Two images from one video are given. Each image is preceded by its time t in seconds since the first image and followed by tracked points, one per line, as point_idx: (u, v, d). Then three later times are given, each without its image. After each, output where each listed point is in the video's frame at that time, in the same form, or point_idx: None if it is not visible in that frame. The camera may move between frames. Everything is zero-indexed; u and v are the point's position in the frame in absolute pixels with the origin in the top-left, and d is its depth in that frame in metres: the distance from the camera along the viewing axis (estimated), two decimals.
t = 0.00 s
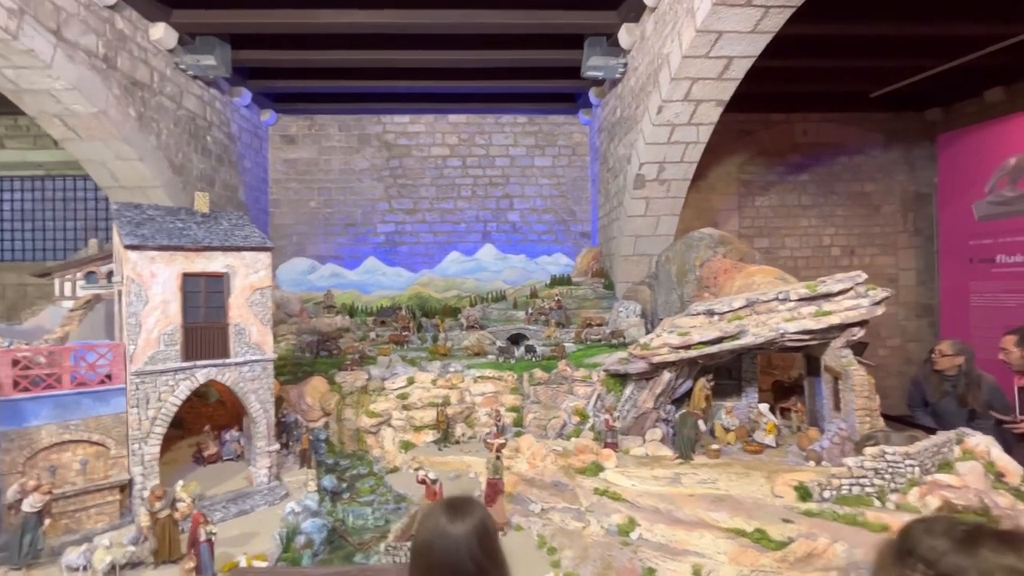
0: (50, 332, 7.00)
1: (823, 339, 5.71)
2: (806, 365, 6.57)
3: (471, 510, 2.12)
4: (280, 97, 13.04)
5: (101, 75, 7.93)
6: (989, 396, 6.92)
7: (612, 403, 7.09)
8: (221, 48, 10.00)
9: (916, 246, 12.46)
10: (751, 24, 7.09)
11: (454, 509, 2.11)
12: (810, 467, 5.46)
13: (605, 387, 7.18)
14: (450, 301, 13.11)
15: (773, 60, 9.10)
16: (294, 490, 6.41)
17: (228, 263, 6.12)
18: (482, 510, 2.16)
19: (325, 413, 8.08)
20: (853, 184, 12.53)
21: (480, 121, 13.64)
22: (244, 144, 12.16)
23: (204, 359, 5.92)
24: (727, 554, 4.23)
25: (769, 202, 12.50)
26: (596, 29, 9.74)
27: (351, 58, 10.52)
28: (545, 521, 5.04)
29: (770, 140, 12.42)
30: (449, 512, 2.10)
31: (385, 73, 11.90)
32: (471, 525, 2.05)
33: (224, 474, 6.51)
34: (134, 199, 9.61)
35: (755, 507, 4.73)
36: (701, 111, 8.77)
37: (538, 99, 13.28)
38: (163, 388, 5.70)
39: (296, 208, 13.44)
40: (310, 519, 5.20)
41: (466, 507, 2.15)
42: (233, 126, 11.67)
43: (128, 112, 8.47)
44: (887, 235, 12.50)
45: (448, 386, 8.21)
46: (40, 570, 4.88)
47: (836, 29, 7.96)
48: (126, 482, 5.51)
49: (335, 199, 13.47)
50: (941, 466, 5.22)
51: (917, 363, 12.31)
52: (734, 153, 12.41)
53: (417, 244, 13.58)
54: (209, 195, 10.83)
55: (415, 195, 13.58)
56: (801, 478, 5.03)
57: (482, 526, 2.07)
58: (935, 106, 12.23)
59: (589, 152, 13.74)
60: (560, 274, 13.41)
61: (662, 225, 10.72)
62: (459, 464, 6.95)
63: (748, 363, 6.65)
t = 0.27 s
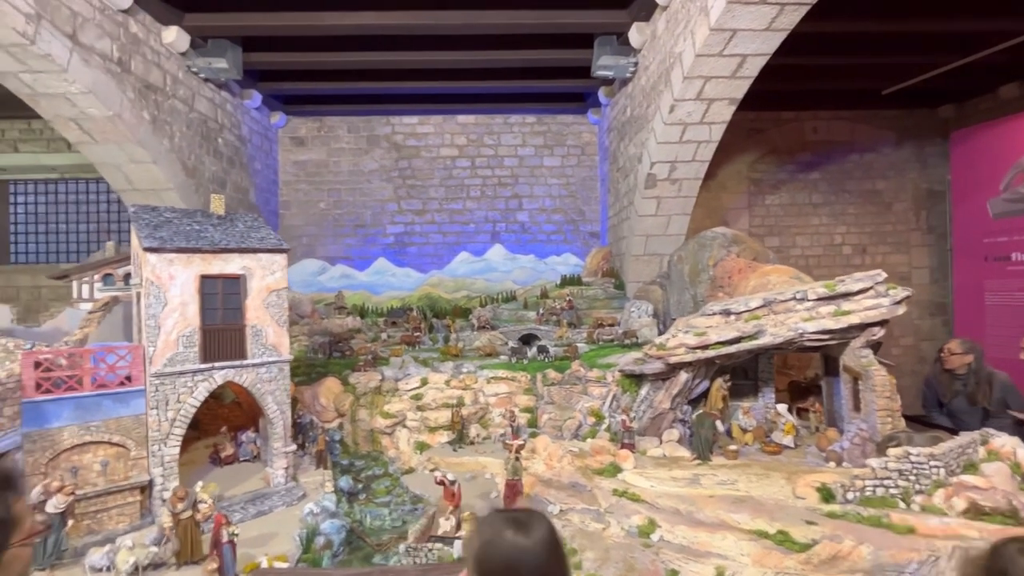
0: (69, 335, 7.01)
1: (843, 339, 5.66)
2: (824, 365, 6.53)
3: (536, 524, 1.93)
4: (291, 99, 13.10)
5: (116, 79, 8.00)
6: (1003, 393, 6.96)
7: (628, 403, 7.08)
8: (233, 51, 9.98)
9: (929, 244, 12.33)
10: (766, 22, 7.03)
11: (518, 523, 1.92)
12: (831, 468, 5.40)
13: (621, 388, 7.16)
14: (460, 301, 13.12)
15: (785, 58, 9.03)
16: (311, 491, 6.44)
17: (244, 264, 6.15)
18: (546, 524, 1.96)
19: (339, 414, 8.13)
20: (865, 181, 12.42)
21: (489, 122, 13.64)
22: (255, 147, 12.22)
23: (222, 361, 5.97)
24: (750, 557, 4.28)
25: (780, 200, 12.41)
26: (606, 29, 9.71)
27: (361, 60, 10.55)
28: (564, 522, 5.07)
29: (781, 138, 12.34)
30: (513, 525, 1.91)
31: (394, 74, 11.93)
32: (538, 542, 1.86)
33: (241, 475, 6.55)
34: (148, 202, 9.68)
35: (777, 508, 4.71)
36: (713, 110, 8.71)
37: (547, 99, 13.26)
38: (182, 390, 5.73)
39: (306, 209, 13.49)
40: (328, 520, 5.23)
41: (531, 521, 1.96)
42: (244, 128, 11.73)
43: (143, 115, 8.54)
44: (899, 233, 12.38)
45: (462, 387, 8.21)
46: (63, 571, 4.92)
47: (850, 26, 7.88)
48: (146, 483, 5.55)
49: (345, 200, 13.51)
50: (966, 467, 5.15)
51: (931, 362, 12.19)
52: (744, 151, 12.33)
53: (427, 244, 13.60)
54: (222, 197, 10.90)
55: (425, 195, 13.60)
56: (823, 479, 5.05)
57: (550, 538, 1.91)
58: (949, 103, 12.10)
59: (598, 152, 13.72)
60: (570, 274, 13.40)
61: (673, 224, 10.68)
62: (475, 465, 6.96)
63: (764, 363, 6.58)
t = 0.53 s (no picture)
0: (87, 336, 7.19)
1: (859, 337, 5.63)
2: (839, 364, 6.51)
3: (597, 532, 2.04)
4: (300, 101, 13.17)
5: (129, 82, 8.07)
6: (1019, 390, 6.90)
7: (642, 402, 7.07)
8: (244, 54, 10.05)
9: (942, 241, 12.21)
10: (778, 19, 6.98)
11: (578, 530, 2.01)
12: (850, 467, 5.37)
13: (635, 387, 7.16)
14: (469, 301, 13.14)
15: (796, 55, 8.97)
16: (327, 491, 6.47)
17: (260, 266, 6.19)
18: (604, 531, 2.07)
19: (352, 414, 8.21)
20: (876, 178, 12.31)
21: (497, 122, 13.65)
22: (264, 149, 12.30)
23: (238, 362, 6.02)
24: (770, 556, 4.30)
25: (790, 198, 12.33)
26: (615, 27, 9.68)
27: (371, 61, 10.58)
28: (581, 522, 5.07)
29: (791, 135, 12.27)
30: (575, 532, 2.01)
31: (403, 75, 11.96)
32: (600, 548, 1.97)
33: (258, 475, 6.61)
34: (161, 205, 9.77)
35: (796, 508, 4.69)
36: (724, 107, 8.68)
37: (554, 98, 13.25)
38: (200, 390, 5.79)
39: (316, 211, 13.55)
40: (345, 519, 5.24)
41: (590, 528, 2.07)
42: (254, 130, 11.80)
43: (155, 118, 8.62)
44: (911, 230, 12.27)
45: (475, 387, 8.21)
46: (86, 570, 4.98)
47: (863, 22, 7.82)
48: (165, 482, 5.61)
49: (354, 201, 13.56)
50: (988, 465, 5.11)
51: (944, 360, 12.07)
52: (753, 149, 12.27)
53: (435, 244, 13.62)
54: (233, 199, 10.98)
55: (433, 196, 13.63)
56: (842, 479, 4.97)
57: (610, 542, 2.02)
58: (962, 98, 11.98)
59: (606, 151, 13.70)
60: (579, 274, 13.39)
61: (683, 223, 10.66)
62: (489, 464, 6.97)
63: (779, 362, 6.56)
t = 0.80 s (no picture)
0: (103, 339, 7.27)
1: (874, 335, 5.60)
2: (852, 363, 6.48)
3: (630, 536, 2.08)
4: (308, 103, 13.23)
5: (141, 87, 8.15)
6: None
7: (653, 402, 7.05)
8: (252, 57, 10.14)
9: (954, 238, 12.10)
10: (788, 17, 6.94)
11: (609, 532, 2.06)
12: (865, 467, 5.35)
13: (645, 387, 7.15)
14: (478, 302, 13.16)
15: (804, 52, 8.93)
16: (340, 491, 6.51)
17: (272, 268, 6.23)
18: (635, 534, 2.11)
19: (363, 414, 8.24)
20: (886, 175, 12.22)
21: (504, 122, 13.66)
22: (273, 151, 12.38)
23: (252, 363, 6.07)
24: (786, 556, 4.23)
25: (799, 196, 12.27)
26: (622, 26, 9.66)
27: (378, 63, 10.62)
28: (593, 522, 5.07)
29: (799, 133, 12.20)
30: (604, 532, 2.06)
31: (410, 77, 12.00)
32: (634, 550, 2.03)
33: (271, 476, 6.65)
34: (172, 208, 9.86)
35: (811, 508, 4.68)
36: (733, 105, 8.64)
37: (561, 98, 13.24)
38: (214, 392, 5.83)
39: (324, 213, 13.62)
40: (359, 521, 5.30)
41: (623, 532, 2.10)
42: (262, 133, 11.88)
43: (166, 122, 8.70)
44: (922, 227, 12.17)
45: (485, 388, 8.22)
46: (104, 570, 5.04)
47: (873, 18, 7.77)
48: (181, 483, 5.65)
49: (362, 203, 13.61)
50: (1005, 465, 5.08)
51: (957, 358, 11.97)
52: (762, 147, 12.21)
53: (443, 245, 13.64)
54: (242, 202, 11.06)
55: (440, 197, 13.66)
56: (858, 479, 4.94)
57: (642, 547, 2.06)
58: (973, 94, 11.86)
59: (613, 150, 13.68)
60: (587, 274, 13.38)
61: (692, 222, 10.63)
62: (500, 464, 6.98)
63: (791, 361, 6.51)
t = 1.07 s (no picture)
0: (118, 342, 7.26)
1: (888, 333, 5.59)
2: (865, 360, 6.43)
3: (634, 534, 2.12)
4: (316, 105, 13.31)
5: (153, 92, 8.24)
6: None
7: (664, 402, 7.03)
8: (261, 61, 10.22)
9: (967, 234, 11.97)
10: (797, 12, 6.89)
11: (616, 532, 2.12)
12: (880, 466, 5.31)
13: (656, 386, 7.14)
14: (486, 302, 13.18)
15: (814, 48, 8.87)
16: (352, 491, 6.54)
17: (284, 269, 6.27)
18: (642, 533, 2.16)
19: (374, 415, 8.29)
20: (897, 171, 12.11)
21: (511, 122, 13.68)
22: (282, 154, 12.45)
23: (265, 364, 6.11)
24: (801, 555, 4.20)
25: (808, 193, 12.19)
26: (629, 25, 9.64)
27: (386, 65, 10.66)
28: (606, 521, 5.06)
29: (808, 129, 12.12)
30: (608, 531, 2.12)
31: (417, 78, 12.04)
32: (637, 550, 2.07)
33: (284, 476, 6.70)
34: (183, 211, 9.94)
35: (826, 507, 4.66)
36: (742, 102, 8.60)
37: (568, 97, 13.24)
38: (228, 393, 5.88)
39: (332, 214, 13.68)
40: (372, 520, 5.35)
41: (626, 531, 2.15)
42: (271, 136, 11.95)
43: (178, 126, 8.78)
44: (934, 223, 12.05)
45: (495, 388, 8.23)
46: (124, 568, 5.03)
47: (884, 13, 7.71)
48: (196, 483, 5.69)
49: (370, 204, 13.66)
50: None
51: (971, 356, 11.84)
52: (770, 145, 12.15)
53: (451, 246, 13.67)
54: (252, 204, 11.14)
55: (448, 198, 13.68)
56: (874, 478, 4.91)
57: (649, 550, 2.10)
58: (985, 88, 11.74)
59: (620, 149, 13.66)
60: (595, 273, 13.36)
61: (701, 220, 10.59)
62: (511, 464, 6.98)
63: (803, 359, 6.47)
